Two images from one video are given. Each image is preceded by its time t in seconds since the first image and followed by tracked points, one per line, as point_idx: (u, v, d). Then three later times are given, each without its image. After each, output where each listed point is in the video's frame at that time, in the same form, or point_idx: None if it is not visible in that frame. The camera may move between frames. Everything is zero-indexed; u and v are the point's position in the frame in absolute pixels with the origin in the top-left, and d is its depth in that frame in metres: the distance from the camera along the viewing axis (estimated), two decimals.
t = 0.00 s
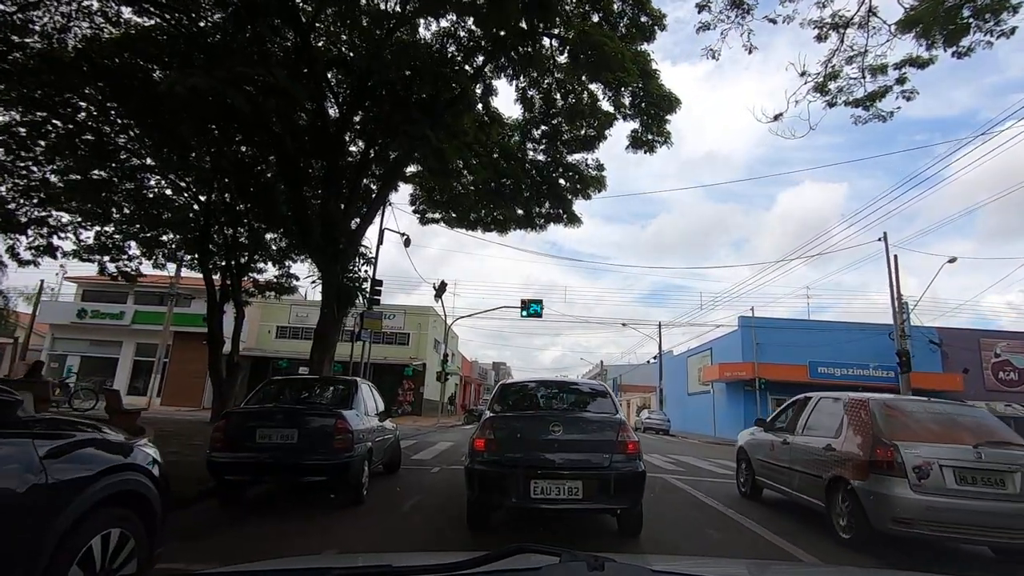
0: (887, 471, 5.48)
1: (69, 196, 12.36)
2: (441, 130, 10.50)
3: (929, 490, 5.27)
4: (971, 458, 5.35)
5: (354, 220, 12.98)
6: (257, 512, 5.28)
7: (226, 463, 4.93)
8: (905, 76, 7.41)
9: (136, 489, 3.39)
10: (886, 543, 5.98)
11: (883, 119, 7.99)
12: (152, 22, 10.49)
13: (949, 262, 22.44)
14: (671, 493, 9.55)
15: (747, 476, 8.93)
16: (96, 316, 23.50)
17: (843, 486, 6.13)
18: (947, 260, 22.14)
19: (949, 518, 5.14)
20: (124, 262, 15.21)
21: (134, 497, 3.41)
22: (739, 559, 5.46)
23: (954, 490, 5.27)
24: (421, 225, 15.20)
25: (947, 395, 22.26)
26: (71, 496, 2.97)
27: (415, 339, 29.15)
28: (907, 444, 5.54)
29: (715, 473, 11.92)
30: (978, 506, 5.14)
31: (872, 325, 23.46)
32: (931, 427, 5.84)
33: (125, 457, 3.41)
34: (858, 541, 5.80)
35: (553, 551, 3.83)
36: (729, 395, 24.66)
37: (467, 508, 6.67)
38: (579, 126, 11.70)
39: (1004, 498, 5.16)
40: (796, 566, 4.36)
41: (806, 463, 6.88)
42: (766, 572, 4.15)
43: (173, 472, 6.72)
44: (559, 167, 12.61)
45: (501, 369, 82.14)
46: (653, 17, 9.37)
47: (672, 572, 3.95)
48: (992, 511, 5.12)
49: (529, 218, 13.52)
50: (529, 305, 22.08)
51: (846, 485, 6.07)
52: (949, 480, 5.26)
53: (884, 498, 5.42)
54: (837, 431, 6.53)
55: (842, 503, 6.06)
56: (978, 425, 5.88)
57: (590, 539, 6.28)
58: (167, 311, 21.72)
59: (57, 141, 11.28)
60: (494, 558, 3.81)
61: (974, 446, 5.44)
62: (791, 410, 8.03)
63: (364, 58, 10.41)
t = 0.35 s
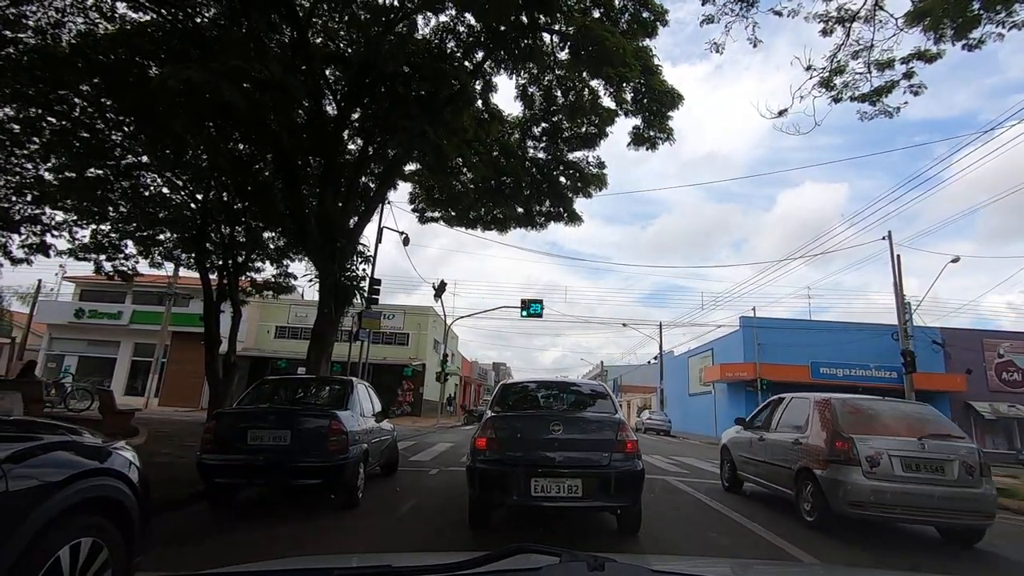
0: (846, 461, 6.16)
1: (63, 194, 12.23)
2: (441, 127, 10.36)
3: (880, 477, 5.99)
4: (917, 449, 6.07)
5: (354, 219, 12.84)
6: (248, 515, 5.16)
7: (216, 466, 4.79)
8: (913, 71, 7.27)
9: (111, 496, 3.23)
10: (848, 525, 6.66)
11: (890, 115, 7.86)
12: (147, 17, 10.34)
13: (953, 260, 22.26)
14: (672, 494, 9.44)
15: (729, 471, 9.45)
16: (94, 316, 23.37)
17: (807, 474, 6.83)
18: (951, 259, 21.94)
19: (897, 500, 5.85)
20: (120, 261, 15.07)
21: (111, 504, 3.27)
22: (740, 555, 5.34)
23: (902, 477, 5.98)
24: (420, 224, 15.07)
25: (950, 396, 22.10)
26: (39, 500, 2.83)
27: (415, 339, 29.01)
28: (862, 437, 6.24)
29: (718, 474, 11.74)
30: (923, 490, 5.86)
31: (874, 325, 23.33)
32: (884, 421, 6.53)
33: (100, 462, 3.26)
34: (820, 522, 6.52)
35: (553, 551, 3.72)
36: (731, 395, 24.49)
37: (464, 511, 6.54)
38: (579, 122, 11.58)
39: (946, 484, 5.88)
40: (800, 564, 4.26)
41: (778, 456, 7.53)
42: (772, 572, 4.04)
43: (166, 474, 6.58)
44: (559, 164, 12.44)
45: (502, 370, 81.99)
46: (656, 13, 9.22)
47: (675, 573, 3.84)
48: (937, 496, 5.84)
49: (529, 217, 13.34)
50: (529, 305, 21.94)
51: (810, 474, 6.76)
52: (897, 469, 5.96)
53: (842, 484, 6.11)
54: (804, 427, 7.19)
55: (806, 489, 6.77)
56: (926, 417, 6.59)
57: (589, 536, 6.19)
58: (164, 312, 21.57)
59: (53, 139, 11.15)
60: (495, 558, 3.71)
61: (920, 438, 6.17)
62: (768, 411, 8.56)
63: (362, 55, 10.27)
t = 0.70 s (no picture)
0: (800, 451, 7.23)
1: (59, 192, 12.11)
2: (440, 125, 10.21)
3: (828, 464, 7.09)
4: (858, 440, 7.19)
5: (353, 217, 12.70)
6: (242, 518, 5.07)
7: (207, 468, 4.67)
8: (919, 67, 7.16)
9: (87, 502, 3.11)
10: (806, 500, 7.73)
11: (896, 111, 7.76)
12: (144, 14, 10.24)
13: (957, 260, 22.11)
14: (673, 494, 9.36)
15: (708, 466, 10.31)
16: (92, 316, 23.25)
17: (772, 463, 7.86)
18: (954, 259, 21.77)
19: (843, 482, 6.98)
20: (117, 261, 14.95)
21: (88, 510, 3.15)
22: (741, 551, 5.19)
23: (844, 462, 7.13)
24: (420, 224, 14.96)
25: (953, 397, 21.96)
26: (11, 504, 2.72)
27: (415, 339, 28.89)
28: (815, 431, 7.33)
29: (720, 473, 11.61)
30: (864, 473, 7.00)
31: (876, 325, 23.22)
32: (833, 416, 7.64)
33: (78, 466, 3.15)
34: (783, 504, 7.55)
35: (552, 551, 3.63)
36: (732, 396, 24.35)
37: (462, 512, 6.45)
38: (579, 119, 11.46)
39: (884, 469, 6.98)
40: (803, 564, 4.17)
41: (748, 449, 8.54)
42: (773, 573, 3.94)
43: (159, 475, 6.48)
44: (559, 162, 12.30)
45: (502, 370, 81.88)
46: (658, 9, 9.08)
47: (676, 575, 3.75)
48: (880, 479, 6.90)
49: (529, 216, 13.20)
50: (530, 305, 21.82)
51: (773, 463, 7.82)
52: (842, 456, 7.06)
53: (797, 469, 7.19)
54: (768, 422, 8.17)
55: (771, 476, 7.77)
56: (870, 414, 7.71)
57: (588, 535, 6.08)
58: (162, 312, 21.45)
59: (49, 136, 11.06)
60: (496, 560, 3.57)
61: (863, 431, 7.28)
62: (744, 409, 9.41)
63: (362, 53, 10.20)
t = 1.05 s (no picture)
0: (761, 446, 8.50)
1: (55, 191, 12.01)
2: (440, 121, 10.03)
3: (783, 457, 8.39)
4: (810, 437, 8.47)
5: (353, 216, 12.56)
6: (234, 521, 4.95)
7: (197, 472, 4.55)
8: (927, 62, 7.02)
9: (58, 511, 2.99)
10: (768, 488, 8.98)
11: (902, 108, 7.64)
12: (139, 11, 10.12)
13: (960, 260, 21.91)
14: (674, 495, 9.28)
15: (688, 461, 11.39)
16: (90, 316, 23.11)
17: (739, 457, 9.12)
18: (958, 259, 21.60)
19: (796, 473, 8.28)
20: (114, 261, 14.85)
21: (59, 519, 3.02)
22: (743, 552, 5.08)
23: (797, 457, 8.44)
24: (419, 223, 14.85)
25: (955, 398, 21.82)
26: None
27: (414, 339, 28.75)
28: (774, 430, 8.60)
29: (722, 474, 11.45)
30: (814, 466, 8.29)
31: (878, 326, 23.09)
32: (791, 418, 8.92)
33: (50, 473, 3.03)
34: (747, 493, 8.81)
35: (552, 551, 3.49)
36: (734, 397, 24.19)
37: (460, 515, 6.34)
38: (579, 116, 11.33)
39: (830, 462, 8.30)
40: (805, 565, 4.07)
41: (721, 445, 9.80)
42: None
43: (152, 477, 6.37)
44: (558, 160, 12.16)
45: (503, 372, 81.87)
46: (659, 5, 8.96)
47: None
48: (826, 471, 8.23)
49: (529, 215, 13.06)
50: (530, 305, 21.69)
51: (739, 457, 9.09)
52: (796, 451, 8.35)
53: (758, 462, 8.46)
54: (737, 421, 9.43)
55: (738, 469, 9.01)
56: (823, 416, 8.97)
57: (590, 537, 5.96)
58: (161, 312, 21.31)
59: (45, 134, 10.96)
60: (497, 560, 3.44)
61: (814, 430, 8.57)
62: (719, 410, 10.54)
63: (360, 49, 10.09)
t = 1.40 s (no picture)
0: (728, 443, 9.46)
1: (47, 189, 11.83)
2: (437, 117, 9.81)
3: (746, 453, 9.35)
4: (771, 436, 9.41)
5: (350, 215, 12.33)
6: (220, 529, 4.76)
7: (179, 477, 4.34)
8: (938, 54, 6.82)
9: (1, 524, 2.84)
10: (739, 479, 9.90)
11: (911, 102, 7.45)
12: (132, 5, 9.93)
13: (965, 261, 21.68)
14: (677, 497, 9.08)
15: (671, 457, 12.25)
16: (86, 317, 22.95)
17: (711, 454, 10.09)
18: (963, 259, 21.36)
19: (758, 466, 9.24)
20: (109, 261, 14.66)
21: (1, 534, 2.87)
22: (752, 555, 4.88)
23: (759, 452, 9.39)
24: (418, 223, 14.65)
25: (959, 400, 21.58)
26: None
27: (413, 341, 28.52)
28: (739, 428, 9.55)
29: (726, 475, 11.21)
30: (774, 460, 9.23)
31: (882, 327, 22.86)
32: (756, 419, 9.89)
33: None
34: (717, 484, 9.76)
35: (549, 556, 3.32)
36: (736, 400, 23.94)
37: (457, 519, 6.17)
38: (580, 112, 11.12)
39: (790, 458, 9.20)
40: (816, 569, 3.88)
41: (696, 442, 10.74)
42: None
43: (139, 481, 6.19)
44: (559, 158, 11.96)
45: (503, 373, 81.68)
46: None
47: None
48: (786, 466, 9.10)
49: (529, 214, 12.83)
50: (530, 306, 21.48)
51: (709, 453, 10.08)
52: (758, 447, 9.29)
53: (725, 458, 9.41)
54: (709, 421, 10.40)
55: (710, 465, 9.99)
56: (786, 417, 9.86)
57: (591, 543, 5.76)
58: (157, 314, 21.15)
59: (37, 131, 10.80)
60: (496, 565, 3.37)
61: (775, 429, 9.50)
62: (700, 412, 11.42)
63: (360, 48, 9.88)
